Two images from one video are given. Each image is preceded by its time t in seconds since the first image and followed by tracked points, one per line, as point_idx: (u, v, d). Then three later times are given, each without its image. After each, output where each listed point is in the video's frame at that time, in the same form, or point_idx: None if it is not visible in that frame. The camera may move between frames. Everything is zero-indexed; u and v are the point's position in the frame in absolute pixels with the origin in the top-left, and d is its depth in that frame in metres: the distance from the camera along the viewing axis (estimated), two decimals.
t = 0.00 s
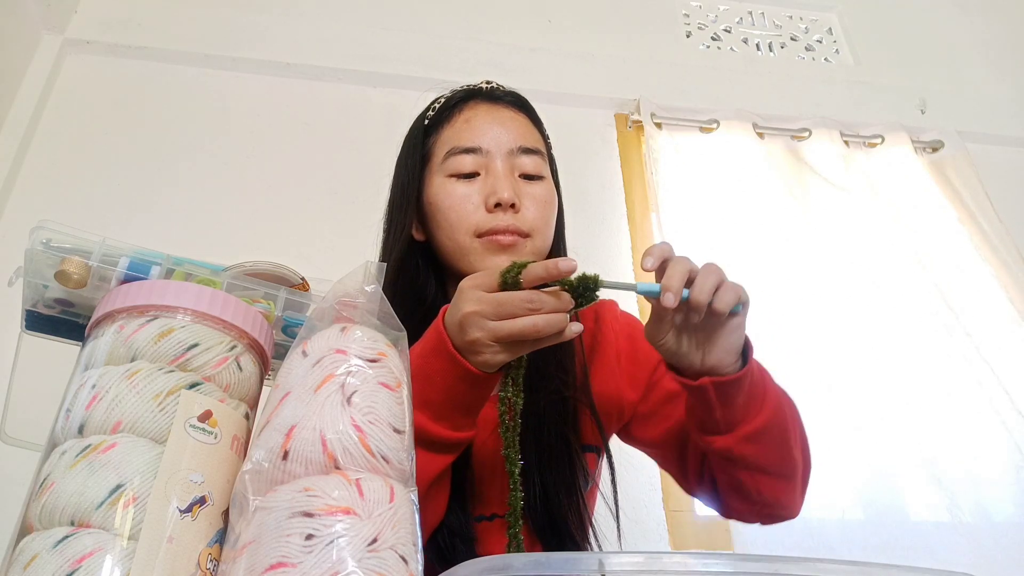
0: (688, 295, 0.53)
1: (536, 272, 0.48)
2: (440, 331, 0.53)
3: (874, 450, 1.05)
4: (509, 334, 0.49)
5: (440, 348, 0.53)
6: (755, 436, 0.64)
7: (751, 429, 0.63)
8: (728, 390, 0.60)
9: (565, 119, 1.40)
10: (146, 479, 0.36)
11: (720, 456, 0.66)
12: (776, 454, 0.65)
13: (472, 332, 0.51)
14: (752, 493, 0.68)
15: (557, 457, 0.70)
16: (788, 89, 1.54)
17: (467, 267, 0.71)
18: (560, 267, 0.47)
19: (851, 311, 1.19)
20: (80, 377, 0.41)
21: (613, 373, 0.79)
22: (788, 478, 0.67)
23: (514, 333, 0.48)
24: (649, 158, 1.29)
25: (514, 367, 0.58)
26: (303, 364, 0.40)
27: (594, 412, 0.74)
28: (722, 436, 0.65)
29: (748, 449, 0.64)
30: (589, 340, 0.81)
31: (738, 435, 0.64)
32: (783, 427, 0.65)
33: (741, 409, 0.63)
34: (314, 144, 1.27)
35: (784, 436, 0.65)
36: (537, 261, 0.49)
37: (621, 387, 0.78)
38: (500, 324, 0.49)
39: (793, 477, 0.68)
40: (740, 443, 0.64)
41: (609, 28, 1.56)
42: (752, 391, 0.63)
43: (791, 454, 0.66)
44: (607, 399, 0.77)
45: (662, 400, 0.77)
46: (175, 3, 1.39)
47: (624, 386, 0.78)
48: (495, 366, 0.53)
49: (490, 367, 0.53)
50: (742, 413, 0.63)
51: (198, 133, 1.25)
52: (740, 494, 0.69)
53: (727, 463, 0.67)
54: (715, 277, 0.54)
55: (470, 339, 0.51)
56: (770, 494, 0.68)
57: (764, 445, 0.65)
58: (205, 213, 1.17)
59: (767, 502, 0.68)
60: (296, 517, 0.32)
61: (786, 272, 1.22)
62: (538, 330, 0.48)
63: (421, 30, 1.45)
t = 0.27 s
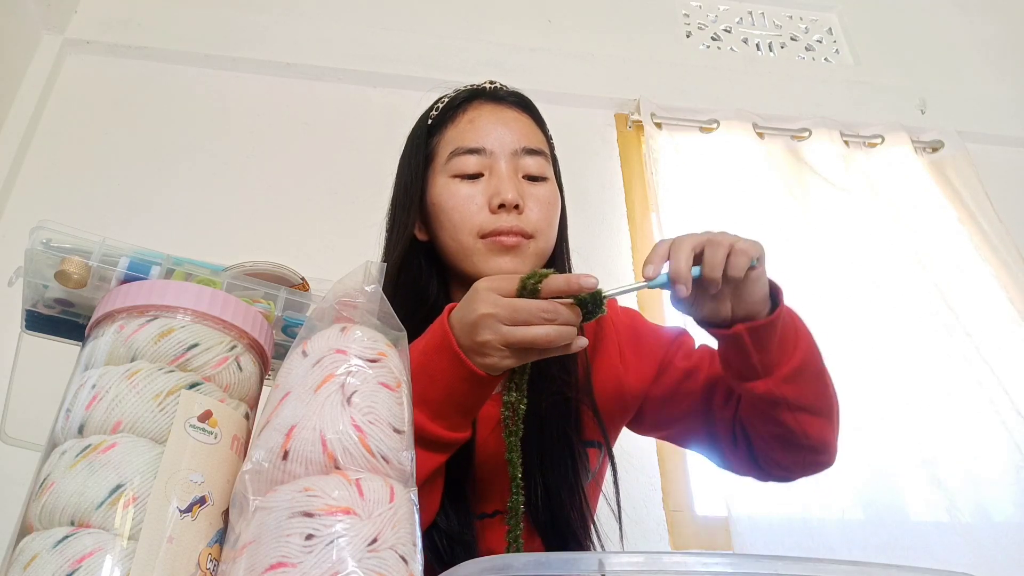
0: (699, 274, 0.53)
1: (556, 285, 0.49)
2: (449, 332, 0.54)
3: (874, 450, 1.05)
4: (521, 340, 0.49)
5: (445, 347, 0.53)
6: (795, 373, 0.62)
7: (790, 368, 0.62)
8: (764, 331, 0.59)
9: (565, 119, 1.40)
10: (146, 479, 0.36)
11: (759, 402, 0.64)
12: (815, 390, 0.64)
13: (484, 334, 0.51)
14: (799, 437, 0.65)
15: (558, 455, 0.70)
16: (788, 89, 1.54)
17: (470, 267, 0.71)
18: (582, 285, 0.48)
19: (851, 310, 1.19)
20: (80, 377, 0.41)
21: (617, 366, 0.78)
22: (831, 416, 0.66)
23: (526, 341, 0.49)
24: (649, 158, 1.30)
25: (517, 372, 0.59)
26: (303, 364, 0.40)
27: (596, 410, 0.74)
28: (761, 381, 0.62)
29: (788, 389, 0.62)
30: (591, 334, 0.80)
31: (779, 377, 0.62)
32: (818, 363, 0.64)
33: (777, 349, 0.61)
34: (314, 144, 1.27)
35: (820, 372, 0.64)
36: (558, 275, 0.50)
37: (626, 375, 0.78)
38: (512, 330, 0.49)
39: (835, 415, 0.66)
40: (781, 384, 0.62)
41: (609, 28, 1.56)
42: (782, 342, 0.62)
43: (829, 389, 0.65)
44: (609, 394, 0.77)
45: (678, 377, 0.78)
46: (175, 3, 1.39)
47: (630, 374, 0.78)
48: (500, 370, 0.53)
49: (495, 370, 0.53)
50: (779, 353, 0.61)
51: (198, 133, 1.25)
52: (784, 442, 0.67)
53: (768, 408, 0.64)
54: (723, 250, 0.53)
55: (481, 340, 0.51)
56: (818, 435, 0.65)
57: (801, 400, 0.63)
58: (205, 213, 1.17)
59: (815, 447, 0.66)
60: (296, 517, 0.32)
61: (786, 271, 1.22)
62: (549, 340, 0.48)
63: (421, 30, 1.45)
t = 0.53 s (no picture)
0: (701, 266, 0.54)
1: (570, 288, 0.51)
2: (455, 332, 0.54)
3: (873, 450, 1.05)
4: (539, 340, 0.50)
5: (445, 347, 0.53)
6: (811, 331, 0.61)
7: (807, 325, 0.61)
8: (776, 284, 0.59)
9: (565, 120, 1.40)
10: (146, 479, 0.36)
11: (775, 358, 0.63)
12: (833, 350, 0.63)
13: (497, 335, 0.51)
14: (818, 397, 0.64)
15: (558, 451, 0.70)
16: (788, 89, 1.54)
17: (473, 268, 0.71)
18: (596, 288, 0.50)
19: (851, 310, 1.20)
20: (80, 377, 0.41)
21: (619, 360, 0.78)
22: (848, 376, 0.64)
23: (543, 339, 0.50)
24: (649, 158, 1.30)
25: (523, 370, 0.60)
26: (303, 363, 0.40)
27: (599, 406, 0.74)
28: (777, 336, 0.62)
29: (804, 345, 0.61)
30: (593, 324, 0.80)
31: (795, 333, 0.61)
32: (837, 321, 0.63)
33: (793, 305, 0.60)
34: (313, 144, 1.27)
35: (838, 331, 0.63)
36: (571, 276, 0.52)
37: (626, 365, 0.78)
38: (529, 330, 0.50)
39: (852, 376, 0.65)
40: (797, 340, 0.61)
41: (609, 28, 1.56)
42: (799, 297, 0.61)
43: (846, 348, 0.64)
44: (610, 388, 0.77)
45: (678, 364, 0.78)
46: (175, 3, 1.39)
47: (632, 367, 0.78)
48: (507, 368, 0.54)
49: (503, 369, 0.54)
50: (793, 309, 0.61)
51: (198, 133, 1.25)
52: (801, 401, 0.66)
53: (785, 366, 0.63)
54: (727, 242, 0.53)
55: (493, 341, 0.51)
56: (838, 395, 0.64)
57: (819, 361, 0.62)
58: (205, 213, 1.17)
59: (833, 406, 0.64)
60: (296, 517, 0.32)
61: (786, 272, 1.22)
62: (566, 340, 0.50)
63: (421, 30, 1.45)
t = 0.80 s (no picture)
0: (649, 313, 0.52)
1: (573, 266, 0.51)
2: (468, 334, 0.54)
3: (873, 450, 1.05)
4: (559, 323, 0.51)
5: (456, 344, 0.53)
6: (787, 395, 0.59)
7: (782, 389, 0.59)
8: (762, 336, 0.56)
9: (565, 120, 1.40)
10: (146, 479, 0.36)
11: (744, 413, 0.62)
12: (807, 414, 0.60)
13: (517, 328, 0.51)
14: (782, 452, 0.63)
15: (558, 452, 0.70)
16: (788, 89, 1.53)
17: (471, 266, 0.71)
18: (597, 262, 0.49)
19: (851, 310, 1.20)
20: (80, 377, 0.41)
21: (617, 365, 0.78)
22: (823, 439, 0.62)
23: (563, 322, 0.51)
24: (649, 158, 1.30)
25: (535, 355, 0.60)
26: (303, 363, 0.40)
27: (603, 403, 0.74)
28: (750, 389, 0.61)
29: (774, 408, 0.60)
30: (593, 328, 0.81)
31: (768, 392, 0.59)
32: (822, 385, 0.59)
33: (773, 363, 0.57)
34: (313, 144, 1.27)
35: (821, 395, 0.60)
36: (571, 255, 0.52)
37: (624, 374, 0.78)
38: (548, 315, 0.51)
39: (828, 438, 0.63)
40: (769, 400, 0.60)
41: (608, 28, 1.56)
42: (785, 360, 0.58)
43: (825, 414, 0.61)
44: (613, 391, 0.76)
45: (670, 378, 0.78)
46: (175, 3, 1.39)
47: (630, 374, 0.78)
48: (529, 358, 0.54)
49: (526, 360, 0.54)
50: (772, 369, 0.58)
51: (198, 133, 1.25)
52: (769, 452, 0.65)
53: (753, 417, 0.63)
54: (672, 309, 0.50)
55: (513, 334, 0.52)
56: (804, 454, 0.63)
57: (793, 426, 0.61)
58: (205, 213, 1.17)
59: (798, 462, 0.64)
60: (295, 517, 0.32)
61: (786, 272, 1.22)
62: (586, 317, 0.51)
63: (421, 30, 1.45)
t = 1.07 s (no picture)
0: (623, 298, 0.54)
1: (551, 262, 0.53)
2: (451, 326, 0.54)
3: (873, 450, 1.05)
4: (523, 315, 0.50)
5: (443, 342, 0.54)
6: (753, 383, 0.59)
7: (747, 376, 0.59)
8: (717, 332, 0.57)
9: (565, 120, 1.40)
10: (146, 479, 0.36)
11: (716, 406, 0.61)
12: (777, 403, 0.60)
13: (484, 317, 0.52)
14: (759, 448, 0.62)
15: (556, 454, 0.70)
16: (788, 89, 1.53)
17: (471, 265, 0.71)
18: (573, 258, 0.52)
19: (851, 310, 1.20)
20: (80, 377, 0.41)
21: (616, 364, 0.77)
22: (796, 433, 0.61)
23: (527, 315, 0.50)
24: (649, 158, 1.29)
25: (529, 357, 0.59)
26: (303, 363, 0.40)
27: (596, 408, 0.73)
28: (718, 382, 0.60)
29: (744, 395, 0.59)
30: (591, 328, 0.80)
31: (734, 383, 0.59)
32: (784, 374, 0.60)
33: (734, 352, 0.58)
34: (313, 144, 1.27)
35: (786, 385, 0.60)
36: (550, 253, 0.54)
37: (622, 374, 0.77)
38: (512, 306, 0.50)
39: (802, 433, 0.62)
40: (737, 391, 0.59)
41: (608, 28, 1.56)
42: (742, 346, 0.59)
43: (795, 403, 0.60)
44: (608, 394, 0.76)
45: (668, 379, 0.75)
46: (175, 3, 1.39)
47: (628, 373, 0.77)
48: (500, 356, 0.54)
49: (495, 357, 0.53)
50: (735, 356, 0.58)
51: (198, 133, 1.25)
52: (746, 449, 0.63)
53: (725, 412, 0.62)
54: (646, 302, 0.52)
55: (481, 324, 0.52)
56: (778, 449, 0.61)
57: (762, 415, 0.60)
58: (205, 213, 1.17)
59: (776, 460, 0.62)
60: (296, 517, 0.32)
61: (787, 273, 1.21)
62: (550, 314, 0.50)
63: (421, 30, 1.45)
